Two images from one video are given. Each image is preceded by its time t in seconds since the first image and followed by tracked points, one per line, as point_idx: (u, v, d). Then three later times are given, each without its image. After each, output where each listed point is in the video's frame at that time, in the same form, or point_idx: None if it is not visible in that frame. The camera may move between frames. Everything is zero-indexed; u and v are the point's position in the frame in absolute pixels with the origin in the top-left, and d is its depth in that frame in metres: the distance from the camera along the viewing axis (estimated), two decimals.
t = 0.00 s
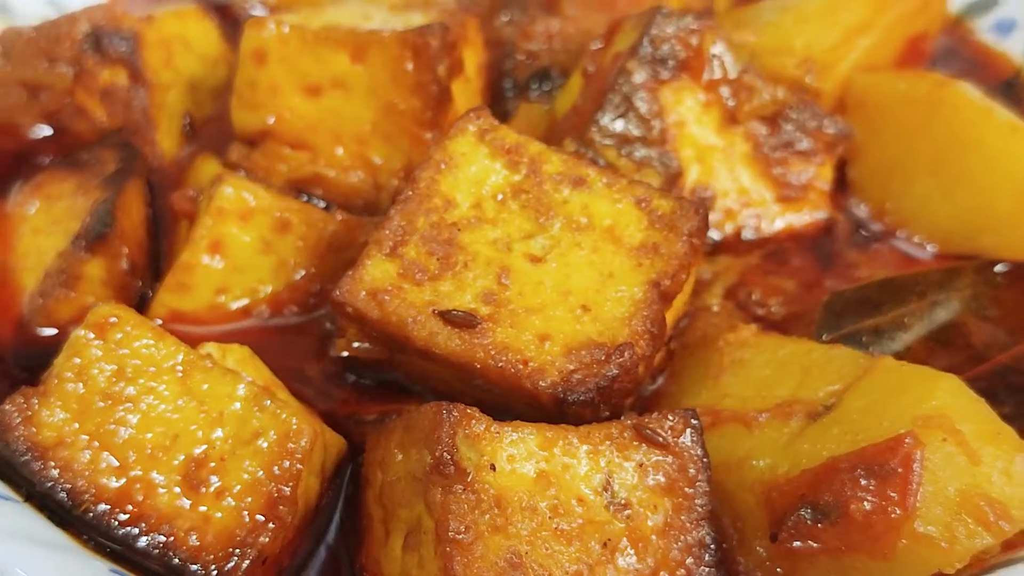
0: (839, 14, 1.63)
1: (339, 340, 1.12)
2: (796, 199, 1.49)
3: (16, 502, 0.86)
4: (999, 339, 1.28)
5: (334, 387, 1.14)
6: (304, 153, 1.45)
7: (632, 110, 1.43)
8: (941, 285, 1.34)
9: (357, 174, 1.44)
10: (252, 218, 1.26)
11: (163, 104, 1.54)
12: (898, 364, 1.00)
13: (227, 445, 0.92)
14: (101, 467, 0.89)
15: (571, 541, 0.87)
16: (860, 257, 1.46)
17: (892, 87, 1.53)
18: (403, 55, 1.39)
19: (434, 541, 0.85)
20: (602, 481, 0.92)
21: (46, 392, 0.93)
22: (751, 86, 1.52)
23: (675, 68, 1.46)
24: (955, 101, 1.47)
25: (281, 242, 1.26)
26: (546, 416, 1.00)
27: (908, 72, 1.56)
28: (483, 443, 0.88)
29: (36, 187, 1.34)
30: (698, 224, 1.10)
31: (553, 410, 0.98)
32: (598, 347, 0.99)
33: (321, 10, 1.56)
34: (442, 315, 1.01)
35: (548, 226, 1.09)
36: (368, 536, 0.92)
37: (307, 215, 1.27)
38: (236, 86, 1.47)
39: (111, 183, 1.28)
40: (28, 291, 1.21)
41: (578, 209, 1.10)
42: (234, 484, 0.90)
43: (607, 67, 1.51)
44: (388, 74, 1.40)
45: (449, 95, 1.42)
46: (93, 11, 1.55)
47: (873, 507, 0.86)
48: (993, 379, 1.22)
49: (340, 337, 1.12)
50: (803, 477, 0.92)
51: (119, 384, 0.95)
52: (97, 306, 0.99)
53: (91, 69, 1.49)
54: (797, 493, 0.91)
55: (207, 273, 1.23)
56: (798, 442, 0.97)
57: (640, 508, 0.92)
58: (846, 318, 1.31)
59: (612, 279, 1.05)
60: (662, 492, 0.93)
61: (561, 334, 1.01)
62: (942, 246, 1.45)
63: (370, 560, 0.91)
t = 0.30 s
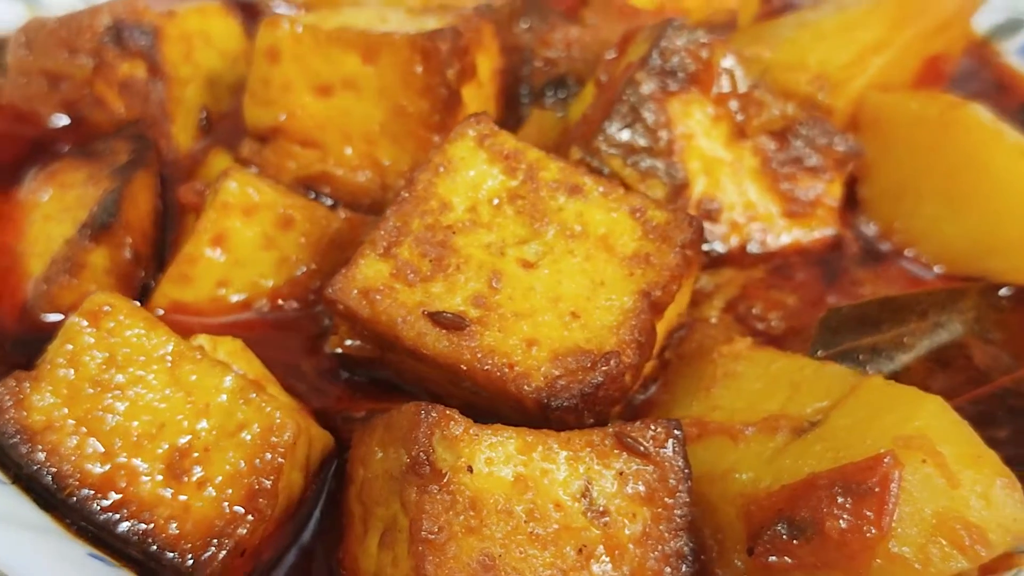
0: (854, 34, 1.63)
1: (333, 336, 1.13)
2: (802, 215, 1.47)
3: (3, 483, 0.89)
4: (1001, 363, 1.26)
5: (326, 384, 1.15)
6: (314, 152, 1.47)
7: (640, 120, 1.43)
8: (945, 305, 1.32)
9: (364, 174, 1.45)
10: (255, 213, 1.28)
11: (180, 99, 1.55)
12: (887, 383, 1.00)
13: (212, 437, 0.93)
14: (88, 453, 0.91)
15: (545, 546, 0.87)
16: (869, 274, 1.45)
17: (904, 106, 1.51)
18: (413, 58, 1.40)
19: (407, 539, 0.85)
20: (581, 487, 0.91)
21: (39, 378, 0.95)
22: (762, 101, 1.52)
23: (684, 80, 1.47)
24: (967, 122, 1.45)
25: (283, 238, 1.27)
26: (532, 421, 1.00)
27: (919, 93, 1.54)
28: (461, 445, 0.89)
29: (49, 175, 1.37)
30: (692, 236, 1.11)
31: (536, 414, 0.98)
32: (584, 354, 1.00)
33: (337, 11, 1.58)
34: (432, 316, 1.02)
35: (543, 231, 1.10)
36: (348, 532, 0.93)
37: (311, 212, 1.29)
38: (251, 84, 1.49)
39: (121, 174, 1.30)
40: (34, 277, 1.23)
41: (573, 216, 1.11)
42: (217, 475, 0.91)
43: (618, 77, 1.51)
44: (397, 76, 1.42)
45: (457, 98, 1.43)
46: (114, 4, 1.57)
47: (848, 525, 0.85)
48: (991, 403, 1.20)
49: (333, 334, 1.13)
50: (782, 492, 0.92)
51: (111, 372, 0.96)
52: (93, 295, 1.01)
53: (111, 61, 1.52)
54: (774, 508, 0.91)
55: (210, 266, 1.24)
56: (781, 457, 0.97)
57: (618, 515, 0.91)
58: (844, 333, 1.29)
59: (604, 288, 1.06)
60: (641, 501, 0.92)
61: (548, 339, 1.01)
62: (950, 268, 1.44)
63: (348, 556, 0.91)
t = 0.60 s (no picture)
0: (869, 50, 1.62)
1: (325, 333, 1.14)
2: (808, 229, 1.47)
3: None
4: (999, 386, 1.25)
5: (319, 380, 1.16)
6: (323, 150, 1.49)
7: (646, 131, 1.44)
8: (947, 326, 1.30)
9: (371, 173, 1.47)
10: (259, 208, 1.29)
11: (197, 92, 1.56)
12: (876, 400, 0.99)
13: (198, 426, 0.94)
14: (76, 437, 0.93)
15: (520, 549, 0.87)
16: (873, 292, 1.44)
17: (916, 125, 1.49)
18: (424, 59, 1.41)
19: (383, 535, 0.86)
20: (560, 491, 0.91)
21: (33, 362, 0.97)
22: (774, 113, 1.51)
23: (695, 90, 1.47)
24: (979, 142, 1.43)
25: (286, 233, 1.28)
26: (517, 424, 1.01)
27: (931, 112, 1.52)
28: (441, 444, 0.90)
29: (63, 164, 1.39)
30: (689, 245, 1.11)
31: (521, 417, 0.99)
32: (573, 358, 1.00)
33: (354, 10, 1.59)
34: (423, 315, 1.02)
35: (539, 234, 1.10)
36: (328, 527, 0.93)
37: (315, 209, 1.30)
38: (264, 80, 1.50)
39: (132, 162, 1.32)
40: (40, 262, 1.25)
41: (570, 221, 1.11)
42: (200, 464, 0.92)
43: (630, 84, 1.51)
44: (408, 76, 1.43)
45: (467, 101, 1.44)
46: None
47: (824, 540, 0.85)
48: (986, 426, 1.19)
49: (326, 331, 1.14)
50: (762, 505, 0.92)
51: (103, 358, 0.98)
52: (91, 283, 1.02)
53: (131, 53, 1.53)
54: (753, 521, 0.90)
55: (212, 258, 1.26)
56: (763, 471, 0.96)
57: (597, 520, 0.90)
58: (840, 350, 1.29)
59: (597, 293, 1.06)
60: (620, 509, 0.91)
61: (537, 342, 1.02)
62: (954, 289, 1.43)
63: (327, 550, 0.92)
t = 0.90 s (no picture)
0: (883, 64, 1.59)
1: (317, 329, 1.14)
2: (812, 242, 1.46)
3: None
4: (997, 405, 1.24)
5: (311, 374, 1.17)
6: (330, 147, 1.50)
7: (653, 136, 1.43)
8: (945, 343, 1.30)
9: (377, 172, 1.47)
10: (261, 202, 1.30)
11: (211, 86, 1.57)
12: (860, 415, 0.99)
13: (183, 416, 0.95)
14: (63, 421, 0.94)
15: (493, 549, 0.87)
16: (875, 306, 1.42)
17: (926, 140, 1.45)
18: (432, 60, 1.42)
19: (358, 530, 0.87)
20: (537, 494, 0.91)
21: (25, 346, 0.98)
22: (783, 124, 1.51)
23: (703, 98, 1.46)
24: (987, 161, 1.41)
25: (286, 228, 1.29)
26: (501, 426, 1.01)
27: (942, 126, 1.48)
28: (419, 441, 0.90)
29: (73, 152, 1.41)
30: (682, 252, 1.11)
31: (504, 418, 0.99)
32: (559, 361, 1.01)
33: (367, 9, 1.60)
34: (413, 314, 1.03)
35: (532, 237, 1.10)
36: (308, 520, 0.94)
37: (316, 205, 1.31)
38: (275, 76, 1.52)
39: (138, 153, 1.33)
40: (45, 248, 1.27)
41: (564, 224, 1.11)
42: (183, 453, 0.93)
43: (639, 89, 1.50)
44: (416, 76, 1.43)
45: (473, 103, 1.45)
46: None
47: (798, 552, 0.85)
48: (980, 446, 1.18)
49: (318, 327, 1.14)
50: (739, 515, 0.92)
51: (93, 345, 0.99)
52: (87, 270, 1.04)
53: (147, 45, 1.54)
54: (729, 531, 0.90)
55: (212, 250, 1.28)
56: (744, 481, 0.96)
57: (573, 523, 0.91)
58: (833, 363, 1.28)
59: (588, 298, 1.06)
60: (596, 514, 0.91)
61: (524, 344, 1.02)
62: (956, 306, 1.41)
63: (305, 543, 0.93)
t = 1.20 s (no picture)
0: (891, 74, 1.58)
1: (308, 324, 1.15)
2: (812, 250, 1.45)
3: None
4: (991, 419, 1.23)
5: (301, 368, 1.18)
6: (333, 142, 1.50)
7: (654, 138, 1.42)
8: (939, 355, 1.29)
9: (378, 169, 1.48)
10: (259, 195, 1.31)
11: (219, 80, 1.57)
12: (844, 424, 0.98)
13: (167, 406, 0.96)
14: (49, 407, 0.95)
15: (468, 548, 0.87)
16: (874, 315, 1.41)
17: (930, 152, 1.45)
18: (435, 58, 1.42)
19: (334, 524, 0.88)
20: (516, 494, 0.91)
21: (15, 331, 0.99)
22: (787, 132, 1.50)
23: (704, 104, 1.44)
24: (991, 174, 1.39)
25: (284, 222, 1.30)
26: (484, 425, 1.02)
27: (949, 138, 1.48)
28: (398, 438, 0.91)
29: (79, 142, 1.42)
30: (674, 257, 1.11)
31: (487, 417, 1.00)
32: (544, 361, 1.01)
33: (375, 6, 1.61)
34: (401, 311, 1.03)
35: (524, 237, 1.10)
36: (290, 513, 0.95)
37: (314, 200, 1.31)
38: (280, 71, 1.52)
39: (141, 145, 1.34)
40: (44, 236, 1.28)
41: (556, 225, 1.11)
42: (165, 443, 0.94)
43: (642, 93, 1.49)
44: (418, 75, 1.44)
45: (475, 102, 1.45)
46: None
47: (773, 560, 0.85)
48: (970, 459, 1.17)
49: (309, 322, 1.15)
50: (717, 521, 0.92)
51: (82, 332, 1.00)
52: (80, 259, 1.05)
53: (156, 38, 1.55)
54: (707, 536, 0.91)
55: (209, 243, 1.29)
56: (725, 488, 0.96)
57: (551, 524, 0.91)
58: (826, 372, 1.28)
59: (577, 300, 1.06)
60: (574, 516, 0.91)
61: (509, 344, 1.03)
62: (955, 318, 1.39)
63: (286, 536, 0.93)
